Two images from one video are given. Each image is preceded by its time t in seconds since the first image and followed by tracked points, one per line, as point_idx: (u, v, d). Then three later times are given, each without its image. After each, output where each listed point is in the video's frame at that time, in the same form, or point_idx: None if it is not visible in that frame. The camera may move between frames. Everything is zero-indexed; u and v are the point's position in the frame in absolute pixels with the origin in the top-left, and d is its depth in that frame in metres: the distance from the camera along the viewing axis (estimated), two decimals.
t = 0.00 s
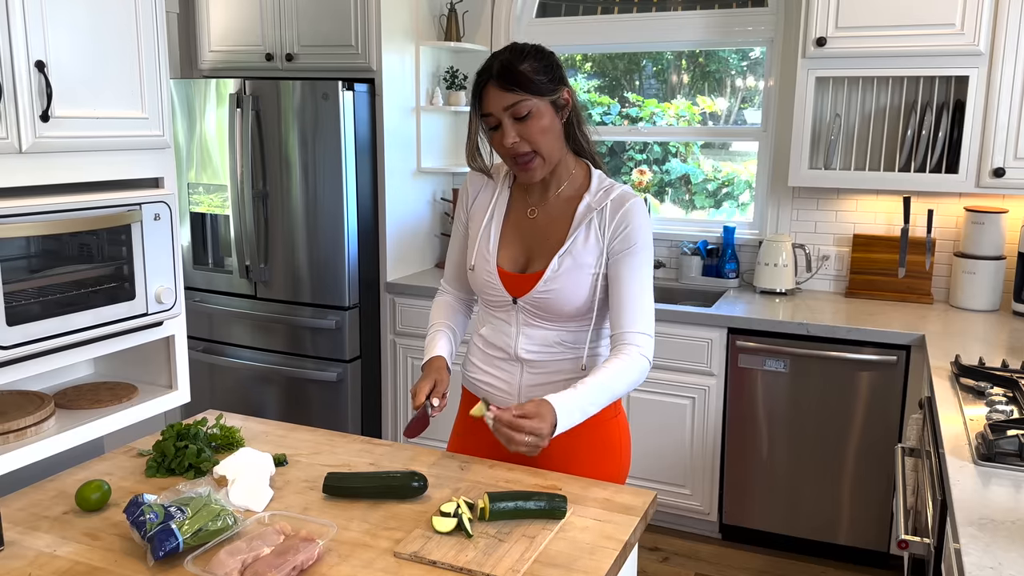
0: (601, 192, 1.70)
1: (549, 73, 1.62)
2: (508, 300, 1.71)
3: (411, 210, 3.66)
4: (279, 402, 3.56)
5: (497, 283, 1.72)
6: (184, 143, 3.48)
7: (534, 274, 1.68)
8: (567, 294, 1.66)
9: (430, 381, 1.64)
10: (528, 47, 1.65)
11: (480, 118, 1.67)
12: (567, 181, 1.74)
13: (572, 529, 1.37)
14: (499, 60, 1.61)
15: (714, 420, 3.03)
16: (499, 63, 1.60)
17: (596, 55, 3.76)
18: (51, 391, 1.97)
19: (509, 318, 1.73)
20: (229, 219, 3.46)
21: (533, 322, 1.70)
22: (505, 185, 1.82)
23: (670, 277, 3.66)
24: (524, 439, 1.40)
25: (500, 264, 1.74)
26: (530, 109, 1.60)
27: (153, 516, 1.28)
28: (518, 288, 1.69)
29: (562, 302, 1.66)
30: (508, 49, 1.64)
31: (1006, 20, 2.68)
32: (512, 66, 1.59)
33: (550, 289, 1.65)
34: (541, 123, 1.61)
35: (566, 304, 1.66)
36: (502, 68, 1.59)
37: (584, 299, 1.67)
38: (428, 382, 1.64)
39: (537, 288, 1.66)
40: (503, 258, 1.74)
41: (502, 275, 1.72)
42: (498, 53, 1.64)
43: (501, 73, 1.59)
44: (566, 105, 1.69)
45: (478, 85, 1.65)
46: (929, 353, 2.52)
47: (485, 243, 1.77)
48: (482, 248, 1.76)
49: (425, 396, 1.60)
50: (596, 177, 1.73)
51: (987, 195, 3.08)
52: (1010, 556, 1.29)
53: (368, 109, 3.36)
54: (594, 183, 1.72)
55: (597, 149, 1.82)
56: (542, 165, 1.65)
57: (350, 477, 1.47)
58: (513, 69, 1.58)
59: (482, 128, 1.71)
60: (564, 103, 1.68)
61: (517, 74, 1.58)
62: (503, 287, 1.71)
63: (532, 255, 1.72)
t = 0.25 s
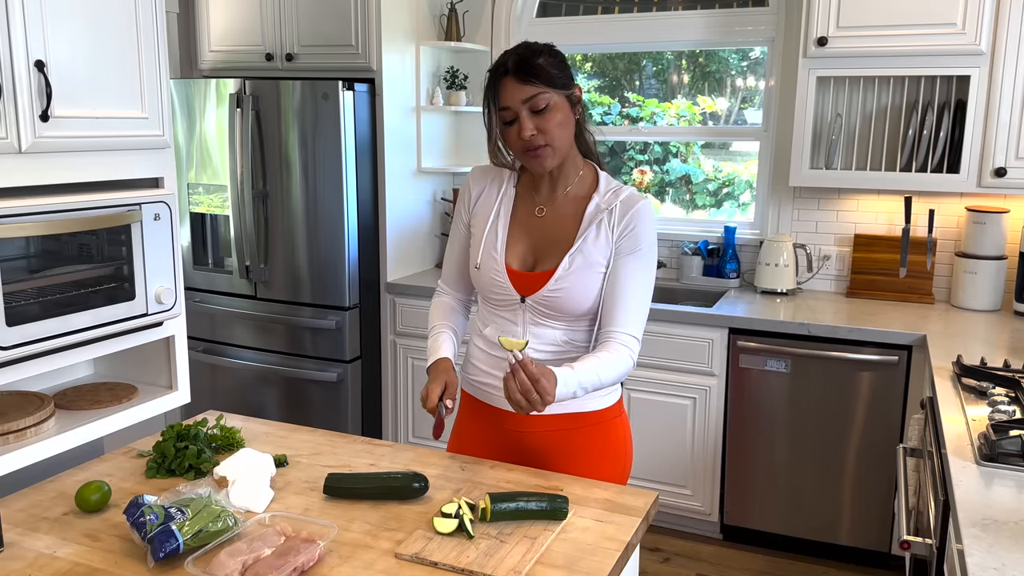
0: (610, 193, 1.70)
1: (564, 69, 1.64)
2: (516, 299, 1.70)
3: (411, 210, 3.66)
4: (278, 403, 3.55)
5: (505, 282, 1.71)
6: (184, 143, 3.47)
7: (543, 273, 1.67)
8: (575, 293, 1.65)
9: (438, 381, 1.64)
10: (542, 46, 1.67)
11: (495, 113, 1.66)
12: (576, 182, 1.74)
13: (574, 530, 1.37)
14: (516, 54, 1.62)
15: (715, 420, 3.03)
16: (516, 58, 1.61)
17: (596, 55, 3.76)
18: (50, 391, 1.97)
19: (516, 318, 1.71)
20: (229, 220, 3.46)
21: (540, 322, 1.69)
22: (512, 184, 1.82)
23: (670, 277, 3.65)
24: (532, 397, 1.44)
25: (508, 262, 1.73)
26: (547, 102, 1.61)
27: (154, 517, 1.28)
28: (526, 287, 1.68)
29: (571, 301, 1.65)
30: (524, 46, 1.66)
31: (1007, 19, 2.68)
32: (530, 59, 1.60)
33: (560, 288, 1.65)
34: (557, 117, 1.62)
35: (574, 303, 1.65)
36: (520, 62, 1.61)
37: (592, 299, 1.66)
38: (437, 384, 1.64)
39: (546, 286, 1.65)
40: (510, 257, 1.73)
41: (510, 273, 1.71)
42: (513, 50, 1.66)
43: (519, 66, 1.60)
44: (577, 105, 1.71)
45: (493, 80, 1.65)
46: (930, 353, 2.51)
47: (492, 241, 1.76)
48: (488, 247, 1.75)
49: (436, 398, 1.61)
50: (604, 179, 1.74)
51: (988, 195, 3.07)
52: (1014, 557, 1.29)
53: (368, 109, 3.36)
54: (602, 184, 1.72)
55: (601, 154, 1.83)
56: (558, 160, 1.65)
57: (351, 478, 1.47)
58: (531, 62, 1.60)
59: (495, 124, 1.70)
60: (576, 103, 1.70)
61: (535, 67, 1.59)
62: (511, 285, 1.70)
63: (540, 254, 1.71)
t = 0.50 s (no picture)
0: (613, 193, 1.70)
1: (570, 69, 1.64)
2: (518, 299, 1.70)
3: (412, 210, 3.65)
4: (279, 403, 3.55)
5: (506, 281, 1.70)
6: (185, 143, 3.47)
7: (545, 273, 1.67)
8: (577, 293, 1.64)
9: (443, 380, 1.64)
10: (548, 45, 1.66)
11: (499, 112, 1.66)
12: (580, 182, 1.74)
13: (576, 531, 1.36)
14: (522, 53, 1.62)
15: (716, 421, 3.03)
16: (522, 57, 1.61)
17: (596, 54, 3.76)
18: (51, 392, 1.96)
19: (518, 317, 1.71)
20: (229, 220, 3.46)
21: (542, 321, 1.69)
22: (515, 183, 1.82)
23: (671, 276, 3.65)
24: (537, 391, 1.44)
25: (510, 261, 1.72)
26: (552, 104, 1.60)
27: (155, 518, 1.27)
28: (528, 286, 1.68)
29: (573, 301, 1.65)
30: (530, 45, 1.65)
31: (1008, 19, 2.67)
32: (537, 60, 1.60)
33: (562, 287, 1.64)
34: (561, 118, 1.62)
35: (576, 303, 1.65)
36: (526, 61, 1.60)
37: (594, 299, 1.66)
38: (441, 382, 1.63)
39: (548, 285, 1.65)
40: (513, 256, 1.73)
41: (513, 272, 1.70)
42: (519, 49, 1.65)
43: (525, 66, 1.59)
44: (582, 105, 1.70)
45: (498, 78, 1.65)
46: (932, 352, 2.51)
47: (494, 240, 1.75)
48: (490, 246, 1.75)
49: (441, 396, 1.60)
50: (607, 179, 1.74)
51: (990, 195, 3.07)
52: (1017, 558, 1.28)
53: (369, 109, 3.36)
54: (605, 185, 1.72)
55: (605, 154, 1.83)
56: (560, 161, 1.65)
57: (352, 478, 1.46)
58: (538, 62, 1.59)
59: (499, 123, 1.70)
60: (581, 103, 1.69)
61: (542, 67, 1.59)
62: (513, 285, 1.69)
63: (542, 253, 1.71)
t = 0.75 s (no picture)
0: (608, 196, 1.68)
1: (563, 75, 1.62)
2: (513, 303, 1.70)
3: (412, 212, 3.65)
4: (278, 405, 3.54)
5: (502, 285, 1.70)
6: (184, 145, 3.47)
7: (539, 277, 1.66)
8: (572, 298, 1.64)
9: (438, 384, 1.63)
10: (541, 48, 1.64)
11: (491, 118, 1.66)
12: (574, 184, 1.73)
13: (577, 535, 1.36)
14: (515, 59, 1.60)
15: (717, 422, 3.02)
16: (513, 64, 1.59)
17: (595, 56, 3.76)
18: (49, 395, 1.96)
19: (514, 321, 1.71)
20: (229, 221, 3.45)
21: (538, 325, 1.69)
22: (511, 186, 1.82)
23: (671, 278, 3.65)
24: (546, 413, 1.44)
25: (505, 266, 1.72)
26: (543, 112, 1.59)
27: (155, 522, 1.27)
28: (522, 291, 1.68)
29: (567, 305, 1.65)
30: (522, 49, 1.63)
31: (1008, 20, 2.67)
32: (528, 67, 1.58)
33: (556, 292, 1.64)
34: (553, 126, 1.61)
35: (571, 307, 1.65)
36: (517, 68, 1.59)
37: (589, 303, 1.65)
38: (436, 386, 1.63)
39: (542, 290, 1.65)
40: (508, 260, 1.73)
41: (507, 277, 1.70)
42: (512, 52, 1.63)
43: (516, 74, 1.58)
44: (576, 108, 1.69)
45: (491, 83, 1.64)
46: (932, 354, 2.51)
47: (489, 244, 1.75)
48: (486, 250, 1.75)
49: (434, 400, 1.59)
50: (603, 181, 1.72)
51: (990, 196, 3.07)
52: (1019, 561, 1.28)
53: (368, 110, 3.35)
54: (601, 187, 1.71)
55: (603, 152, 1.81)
56: (552, 167, 1.65)
57: (353, 482, 1.46)
58: (529, 70, 1.57)
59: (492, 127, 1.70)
60: (575, 107, 1.68)
61: (533, 76, 1.57)
62: (508, 289, 1.69)
63: (537, 258, 1.71)
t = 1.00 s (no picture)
0: (600, 198, 1.66)
1: (553, 78, 1.59)
2: (507, 307, 1.69)
3: (412, 212, 3.64)
4: (278, 406, 3.53)
5: (496, 290, 1.70)
6: (183, 145, 3.45)
7: (530, 282, 1.66)
8: (563, 301, 1.64)
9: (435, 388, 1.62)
10: (531, 49, 1.61)
11: (481, 123, 1.64)
12: (567, 186, 1.71)
13: (579, 537, 1.35)
14: (503, 64, 1.57)
15: (718, 423, 3.01)
16: (502, 69, 1.57)
17: (595, 55, 3.75)
18: (48, 396, 1.95)
19: (509, 324, 1.71)
20: (228, 221, 3.44)
21: (532, 328, 1.68)
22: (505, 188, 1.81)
23: (672, 278, 3.64)
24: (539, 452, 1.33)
25: (498, 270, 1.72)
26: (533, 118, 1.57)
27: (154, 525, 1.26)
28: (515, 295, 1.68)
29: (559, 309, 1.64)
30: (511, 52, 1.61)
31: (1010, 19, 2.66)
32: (517, 73, 1.55)
33: (547, 297, 1.64)
34: (543, 132, 1.59)
35: (563, 310, 1.65)
36: (505, 74, 1.56)
37: (582, 305, 1.65)
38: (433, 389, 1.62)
39: (534, 295, 1.64)
40: (501, 264, 1.72)
41: (501, 281, 1.70)
42: (501, 55, 1.61)
43: (504, 80, 1.55)
44: (568, 110, 1.66)
45: (479, 88, 1.61)
46: (934, 354, 2.50)
47: (484, 247, 1.75)
48: (480, 253, 1.75)
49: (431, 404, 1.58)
50: (595, 181, 1.70)
51: (992, 196, 3.06)
52: None
53: (368, 110, 3.34)
54: (593, 189, 1.68)
55: (598, 149, 1.79)
56: (542, 172, 1.63)
57: (353, 484, 1.45)
58: (517, 76, 1.55)
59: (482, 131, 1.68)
60: (566, 109, 1.65)
61: (521, 82, 1.55)
62: (501, 293, 1.69)
63: (529, 261, 1.70)
